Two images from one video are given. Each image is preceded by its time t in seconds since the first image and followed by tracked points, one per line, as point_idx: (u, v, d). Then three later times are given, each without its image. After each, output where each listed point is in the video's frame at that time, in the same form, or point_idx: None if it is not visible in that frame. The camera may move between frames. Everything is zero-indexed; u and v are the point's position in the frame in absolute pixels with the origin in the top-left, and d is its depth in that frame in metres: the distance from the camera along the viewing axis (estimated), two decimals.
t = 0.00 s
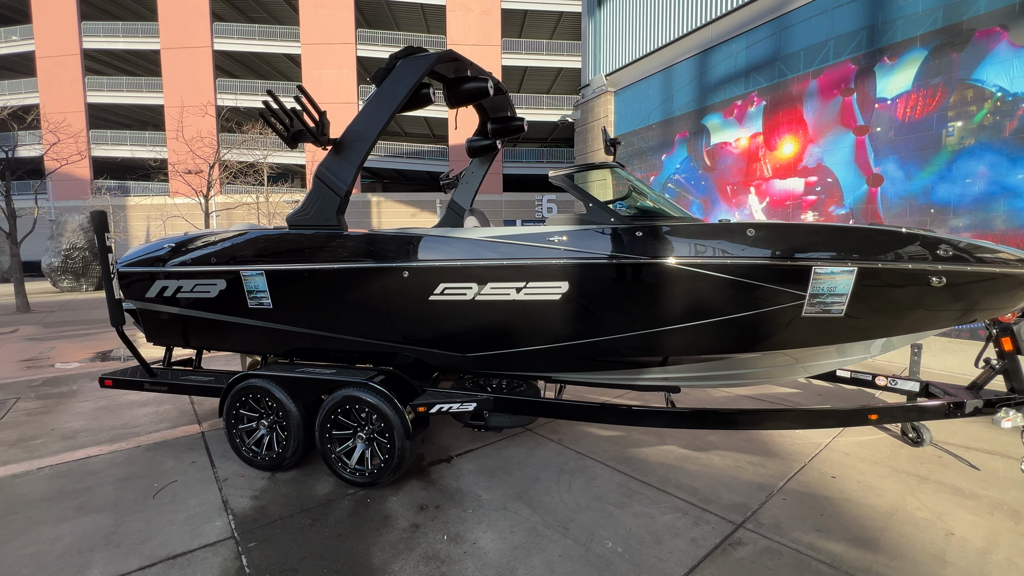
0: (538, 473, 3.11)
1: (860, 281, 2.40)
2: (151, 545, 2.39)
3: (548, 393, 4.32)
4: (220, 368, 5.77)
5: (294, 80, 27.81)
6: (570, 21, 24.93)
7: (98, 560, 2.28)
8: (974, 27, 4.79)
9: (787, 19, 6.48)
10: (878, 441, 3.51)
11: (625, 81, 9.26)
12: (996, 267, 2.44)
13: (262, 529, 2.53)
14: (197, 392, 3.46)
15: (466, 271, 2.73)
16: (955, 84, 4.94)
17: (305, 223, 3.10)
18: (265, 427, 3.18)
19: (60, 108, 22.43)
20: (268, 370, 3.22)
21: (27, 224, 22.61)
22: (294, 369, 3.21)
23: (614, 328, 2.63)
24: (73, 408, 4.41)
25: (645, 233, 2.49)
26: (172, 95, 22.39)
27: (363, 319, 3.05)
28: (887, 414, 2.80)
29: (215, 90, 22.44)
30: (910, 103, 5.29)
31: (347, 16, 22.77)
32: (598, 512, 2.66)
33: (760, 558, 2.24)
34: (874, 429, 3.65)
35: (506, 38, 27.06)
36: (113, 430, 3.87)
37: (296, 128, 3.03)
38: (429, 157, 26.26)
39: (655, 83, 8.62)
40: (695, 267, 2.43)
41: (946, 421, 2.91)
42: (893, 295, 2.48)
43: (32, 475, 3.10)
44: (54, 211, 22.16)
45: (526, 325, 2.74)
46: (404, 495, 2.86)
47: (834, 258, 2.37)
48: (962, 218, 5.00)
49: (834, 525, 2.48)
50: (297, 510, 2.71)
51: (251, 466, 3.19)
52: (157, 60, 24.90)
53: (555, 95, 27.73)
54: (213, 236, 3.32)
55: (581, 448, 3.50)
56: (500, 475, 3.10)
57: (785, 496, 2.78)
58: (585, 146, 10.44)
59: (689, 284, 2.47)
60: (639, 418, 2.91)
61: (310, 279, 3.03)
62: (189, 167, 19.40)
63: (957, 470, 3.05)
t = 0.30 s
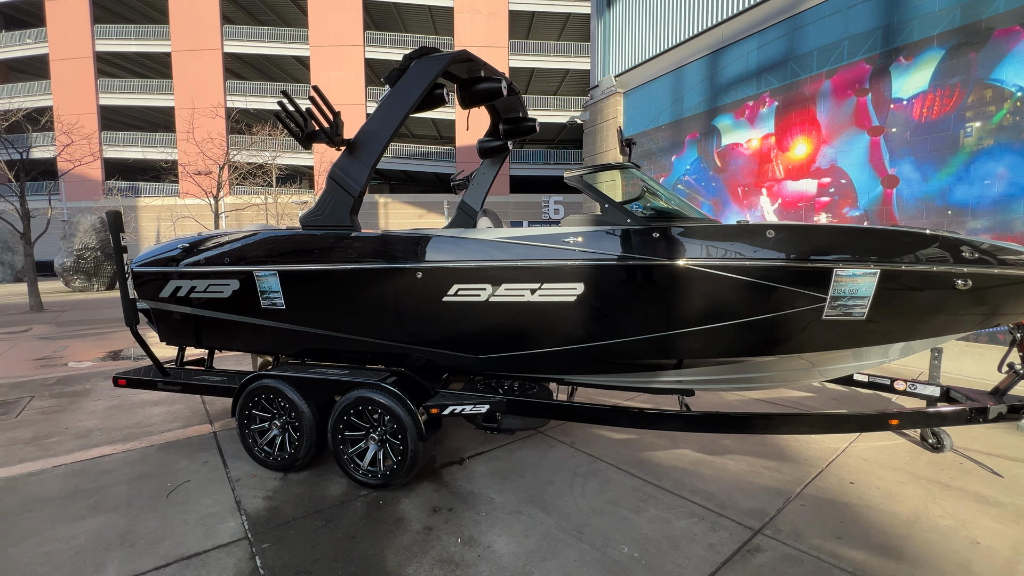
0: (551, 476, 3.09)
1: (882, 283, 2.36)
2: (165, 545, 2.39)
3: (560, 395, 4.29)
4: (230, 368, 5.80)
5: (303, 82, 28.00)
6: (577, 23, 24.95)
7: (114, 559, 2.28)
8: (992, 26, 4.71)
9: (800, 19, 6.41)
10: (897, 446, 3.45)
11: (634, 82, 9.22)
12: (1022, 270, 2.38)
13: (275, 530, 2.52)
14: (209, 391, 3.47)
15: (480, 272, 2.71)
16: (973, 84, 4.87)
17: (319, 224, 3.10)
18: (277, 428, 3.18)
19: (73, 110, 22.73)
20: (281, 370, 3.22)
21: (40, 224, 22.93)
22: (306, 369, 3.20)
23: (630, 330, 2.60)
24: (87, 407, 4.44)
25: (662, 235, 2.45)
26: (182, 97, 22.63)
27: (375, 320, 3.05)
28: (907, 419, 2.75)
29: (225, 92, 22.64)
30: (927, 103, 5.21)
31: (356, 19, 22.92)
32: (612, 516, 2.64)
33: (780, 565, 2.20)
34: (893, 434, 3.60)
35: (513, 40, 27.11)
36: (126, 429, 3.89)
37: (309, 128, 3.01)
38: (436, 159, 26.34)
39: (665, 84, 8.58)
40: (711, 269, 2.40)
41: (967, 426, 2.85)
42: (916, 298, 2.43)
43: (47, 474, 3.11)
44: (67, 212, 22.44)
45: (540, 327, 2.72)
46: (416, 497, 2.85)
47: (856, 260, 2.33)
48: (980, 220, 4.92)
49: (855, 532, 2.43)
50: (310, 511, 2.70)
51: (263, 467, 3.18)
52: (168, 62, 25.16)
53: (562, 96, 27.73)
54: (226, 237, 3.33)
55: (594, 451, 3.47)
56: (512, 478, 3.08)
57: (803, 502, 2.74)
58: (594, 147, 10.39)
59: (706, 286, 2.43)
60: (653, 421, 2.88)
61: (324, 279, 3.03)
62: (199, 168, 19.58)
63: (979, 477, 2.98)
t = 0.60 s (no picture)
0: (569, 476, 3.06)
1: (912, 281, 2.31)
2: (185, 543, 2.37)
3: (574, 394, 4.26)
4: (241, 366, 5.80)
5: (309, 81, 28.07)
6: (583, 21, 24.86)
7: (133, 557, 2.27)
8: (1014, 19, 4.62)
9: (814, 14, 6.34)
10: (919, 447, 3.40)
11: (644, 79, 9.16)
12: None
13: (293, 528, 2.51)
14: (224, 389, 3.46)
15: (499, 269, 2.68)
16: (994, 78, 4.77)
17: (335, 221, 3.07)
18: (294, 425, 3.17)
19: (81, 110, 22.88)
20: (297, 367, 3.20)
21: (50, 223, 23.11)
22: (322, 367, 3.18)
23: (652, 328, 2.56)
24: (100, 404, 4.45)
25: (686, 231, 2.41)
26: (189, 96, 22.73)
27: (392, 318, 3.02)
28: (934, 419, 2.70)
29: (231, 91, 22.71)
30: (946, 99, 5.13)
31: (361, 17, 22.93)
32: (633, 516, 2.60)
33: (807, 567, 2.16)
34: (914, 435, 3.54)
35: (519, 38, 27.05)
36: (141, 427, 3.89)
37: (325, 124, 2.99)
38: (442, 157, 26.34)
39: (675, 81, 8.51)
40: (737, 266, 2.35)
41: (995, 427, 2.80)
42: (945, 296, 2.38)
43: (64, 471, 3.11)
44: (76, 211, 22.60)
45: (559, 324, 2.68)
46: (434, 496, 2.82)
47: (885, 256, 2.28)
48: (1001, 217, 4.83)
49: (882, 534, 2.39)
50: (328, 510, 2.68)
51: (279, 465, 3.17)
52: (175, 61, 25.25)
53: (568, 94, 27.64)
54: (241, 234, 3.31)
55: (610, 450, 3.44)
56: (530, 477, 3.05)
57: (827, 503, 2.69)
58: (602, 145, 10.34)
59: (731, 283, 2.39)
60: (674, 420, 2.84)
61: (340, 277, 3.01)
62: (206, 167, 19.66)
63: (1006, 478, 2.93)
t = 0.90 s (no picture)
0: (585, 472, 3.02)
1: (942, 274, 2.25)
2: (200, 540, 2.35)
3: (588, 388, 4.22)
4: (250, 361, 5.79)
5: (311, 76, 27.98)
6: (587, 14, 24.65)
7: (149, 554, 2.25)
8: None
9: (828, 4, 6.24)
10: (939, 443, 3.34)
11: (652, 72, 9.06)
12: None
13: (309, 525, 2.48)
14: (236, 384, 3.43)
15: (515, 263, 2.63)
16: (1014, 68, 4.67)
17: (348, 215, 3.03)
18: (306, 421, 3.14)
19: (85, 106, 22.89)
20: (310, 362, 3.17)
21: (55, 220, 23.19)
22: (335, 362, 3.15)
23: (672, 323, 2.51)
24: (111, 400, 4.43)
25: (709, 223, 2.35)
26: (193, 92, 22.70)
27: (405, 312, 2.98)
28: (960, 415, 2.65)
29: (235, 87, 22.66)
30: (963, 90, 5.04)
31: (364, 12, 22.81)
32: (652, 514, 2.56)
33: (834, 566, 2.12)
34: (934, 431, 3.49)
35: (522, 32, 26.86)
36: (152, 422, 3.87)
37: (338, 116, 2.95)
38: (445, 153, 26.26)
39: (684, 73, 8.41)
40: (762, 259, 2.30)
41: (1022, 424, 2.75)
42: (976, 289, 2.32)
43: (77, 466, 3.10)
44: (81, 207, 22.66)
45: (578, 318, 2.63)
46: (449, 492, 2.79)
47: (916, 248, 2.22)
48: (1020, 210, 4.74)
49: (908, 532, 2.34)
50: (343, 506, 2.65)
51: (292, 461, 3.14)
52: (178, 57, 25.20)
53: (571, 89, 27.49)
54: (252, 228, 3.27)
55: (626, 446, 3.40)
56: (545, 473, 3.01)
57: (849, 500, 2.65)
58: (609, 139, 10.25)
59: (755, 276, 2.33)
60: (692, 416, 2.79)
61: (353, 270, 2.96)
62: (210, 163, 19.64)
63: None
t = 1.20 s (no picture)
0: (601, 472, 2.95)
1: (980, 269, 2.17)
2: (209, 542, 2.28)
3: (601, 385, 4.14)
4: (256, 357, 5.73)
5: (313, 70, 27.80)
6: (591, 7, 24.40)
7: (158, 557, 2.19)
8: None
9: None
10: (963, 443, 3.27)
11: (659, 64, 8.92)
12: None
13: (321, 527, 2.41)
14: (243, 382, 3.36)
15: (532, 257, 2.54)
16: None
17: (357, 208, 2.94)
18: (316, 419, 3.06)
19: (87, 101, 22.78)
20: (319, 360, 3.10)
21: (57, 215, 23.14)
22: (345, 359, 3.07)
23: (696, 319, 2.42)
24: (115, 397, 4.37)
25: (735, 216, 2.26)
26: (194, 87, 22.58)
27: (417, 309, 2.90)
28: (991, 414, 2.57)
29: (236, 81, 22.51)
30: (984, 80, 4.91)
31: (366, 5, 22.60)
32: (674, 515, 2.49)
33: (867, 571, 2.04)
34: (957, 430, 3.41)
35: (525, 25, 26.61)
36: (158, 420, 3.81)
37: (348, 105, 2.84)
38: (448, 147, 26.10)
39: (693, 65, 8.28)
40: (792, 252, 2.21)
41: None
42: (1014, 285, 2.23)
43: (82, 466, 3.03)
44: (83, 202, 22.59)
45: (597, 314, 2.54)
46: (463, 493, 2.72)
47: (953, 242, 2.13)
48: None
49: (940, 536, 2.27)
50: (356, 507, 2.58)
51: (301, 460, 3.07)
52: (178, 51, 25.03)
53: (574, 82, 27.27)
54: (258, 222, 3.19)
55: (641, 445, 3.32)
56: (561, 473, 2.94)
57: (876, 502, 2.57)
58: (615, 132, 10.12)
59: (785, 271, 2.24)
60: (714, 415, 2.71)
61: (363, 265, 2.88)
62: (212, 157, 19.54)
63: None
